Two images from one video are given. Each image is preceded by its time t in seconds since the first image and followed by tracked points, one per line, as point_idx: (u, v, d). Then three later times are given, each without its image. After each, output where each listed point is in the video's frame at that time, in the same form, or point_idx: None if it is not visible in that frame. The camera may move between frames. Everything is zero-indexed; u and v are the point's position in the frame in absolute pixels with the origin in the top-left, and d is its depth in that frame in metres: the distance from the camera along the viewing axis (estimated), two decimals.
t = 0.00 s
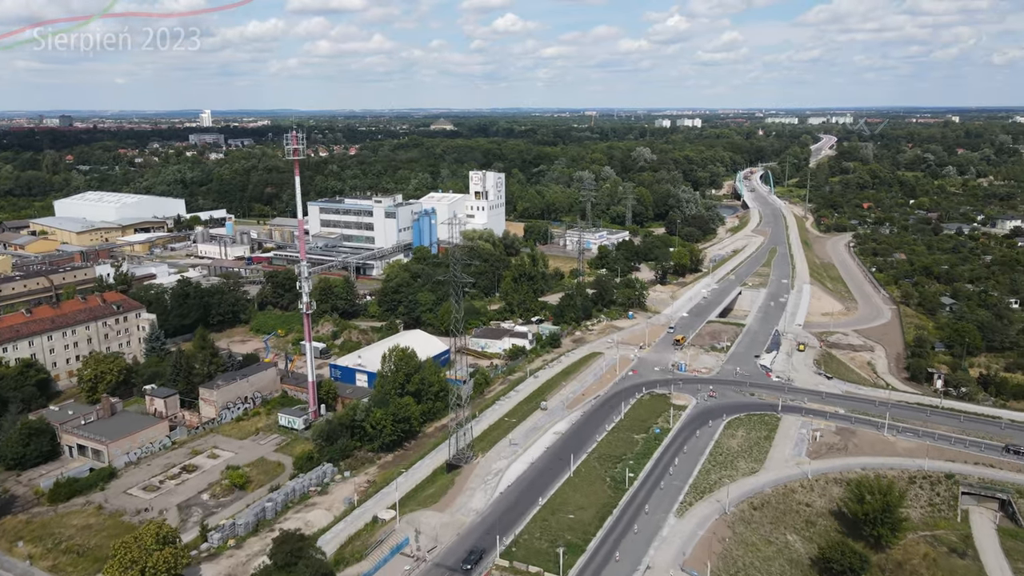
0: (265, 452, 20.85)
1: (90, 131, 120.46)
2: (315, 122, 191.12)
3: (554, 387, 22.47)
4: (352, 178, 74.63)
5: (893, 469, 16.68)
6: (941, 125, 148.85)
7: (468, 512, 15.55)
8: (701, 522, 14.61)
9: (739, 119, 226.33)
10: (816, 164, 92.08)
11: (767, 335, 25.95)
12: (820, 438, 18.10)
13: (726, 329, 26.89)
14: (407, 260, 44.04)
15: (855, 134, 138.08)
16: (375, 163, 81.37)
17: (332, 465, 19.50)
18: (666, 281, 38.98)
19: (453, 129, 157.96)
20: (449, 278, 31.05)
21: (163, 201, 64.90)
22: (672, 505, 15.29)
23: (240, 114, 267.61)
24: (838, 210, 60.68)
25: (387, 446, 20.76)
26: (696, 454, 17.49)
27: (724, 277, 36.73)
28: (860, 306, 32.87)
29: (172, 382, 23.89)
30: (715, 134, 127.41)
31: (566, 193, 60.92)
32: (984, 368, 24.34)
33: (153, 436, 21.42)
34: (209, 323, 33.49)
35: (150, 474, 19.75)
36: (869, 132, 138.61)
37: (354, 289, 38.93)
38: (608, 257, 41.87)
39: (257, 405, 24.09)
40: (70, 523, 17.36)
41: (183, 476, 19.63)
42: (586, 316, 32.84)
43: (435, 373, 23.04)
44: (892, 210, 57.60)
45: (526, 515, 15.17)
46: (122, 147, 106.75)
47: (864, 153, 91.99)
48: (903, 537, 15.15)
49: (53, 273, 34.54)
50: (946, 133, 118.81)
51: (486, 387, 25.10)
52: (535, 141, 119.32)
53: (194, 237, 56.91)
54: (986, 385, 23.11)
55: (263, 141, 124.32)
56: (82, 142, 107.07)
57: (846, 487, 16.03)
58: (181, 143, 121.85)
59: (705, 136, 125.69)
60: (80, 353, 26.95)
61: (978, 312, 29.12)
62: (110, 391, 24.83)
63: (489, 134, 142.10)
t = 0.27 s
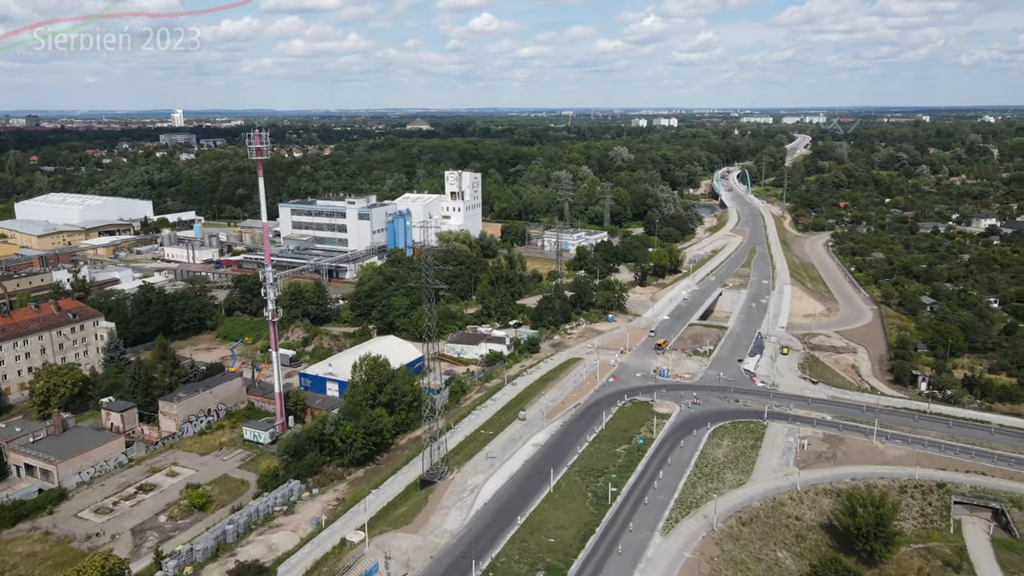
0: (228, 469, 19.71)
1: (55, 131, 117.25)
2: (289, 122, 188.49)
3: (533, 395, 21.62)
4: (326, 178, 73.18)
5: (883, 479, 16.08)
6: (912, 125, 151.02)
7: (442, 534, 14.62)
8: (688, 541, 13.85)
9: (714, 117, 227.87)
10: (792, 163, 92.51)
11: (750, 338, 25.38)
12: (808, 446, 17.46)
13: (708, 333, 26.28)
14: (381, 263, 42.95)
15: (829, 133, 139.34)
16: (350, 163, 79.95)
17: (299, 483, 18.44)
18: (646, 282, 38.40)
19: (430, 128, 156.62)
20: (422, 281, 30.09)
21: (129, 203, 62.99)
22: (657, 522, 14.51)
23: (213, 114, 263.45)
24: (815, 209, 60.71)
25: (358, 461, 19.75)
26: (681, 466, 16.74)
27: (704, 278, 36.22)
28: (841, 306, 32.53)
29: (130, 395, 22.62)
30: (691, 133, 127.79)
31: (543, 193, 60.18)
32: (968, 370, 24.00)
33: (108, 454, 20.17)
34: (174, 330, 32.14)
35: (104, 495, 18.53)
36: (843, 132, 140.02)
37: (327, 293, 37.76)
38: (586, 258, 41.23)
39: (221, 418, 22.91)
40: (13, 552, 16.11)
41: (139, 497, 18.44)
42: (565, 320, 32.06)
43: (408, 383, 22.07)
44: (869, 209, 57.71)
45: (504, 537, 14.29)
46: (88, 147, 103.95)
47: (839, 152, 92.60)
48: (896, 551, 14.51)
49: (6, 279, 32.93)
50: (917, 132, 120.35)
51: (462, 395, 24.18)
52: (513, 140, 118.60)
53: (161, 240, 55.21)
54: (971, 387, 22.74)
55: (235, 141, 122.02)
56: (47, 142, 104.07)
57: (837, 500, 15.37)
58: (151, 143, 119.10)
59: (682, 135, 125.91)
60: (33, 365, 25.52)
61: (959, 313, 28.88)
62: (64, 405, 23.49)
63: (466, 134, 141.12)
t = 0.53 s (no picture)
0: (190, 488, 18.65)
1: (20, 131, 113.94)
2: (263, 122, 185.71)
3: (511, 405, 20.83)
4: (300, 179, 71.74)
5: (874, 489, 15.51)
6: (885, 124, 152.77)
7: (415, 557, 13.74)
8: (675, 561, 13.12)
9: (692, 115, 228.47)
10: (770, 163, 92.87)
11: (733, 342, 24.84)
12: (795, 456, 16.86)
13: (690, 336, 25.71)
14: (356, 266, 41.89)
15: (804, 133, 140.42)
16: (325, 164, 78.59)
17: (265, 502, 17.44)
18: (626, 284, 37.80)
19: (407, 128, 155.17)
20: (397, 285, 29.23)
21: (96, 205, 61.08)
22: (643, 541, 13.77)
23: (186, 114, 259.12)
24: (793, 209, 60.70)
25: (328, 476, 18.80)
26: (666, 479, 16.03)
27: (685, 280, 35.71)
28: (823, 307, 32.21)
29: (87, 410, 21.43)
30: (669, 133, 127.97)
31: (521, 193, 59.43)
32: (953, 372, 23.68)
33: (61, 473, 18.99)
34: (137, 338, 30.84)
35: (54, 518, 17.36)
36: (818, 131, 141.27)
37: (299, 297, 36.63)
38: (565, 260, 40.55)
39: (184, 432, 21.81)
40: None
41: (93, 519, 17.30)
42: (544, 324, 31.33)
43: (382, 393, 21.16)
44: (847, 209, 57.80)
45: (482, 560, 13.46)
46: (54, 147, 101.12)
47: (815, 152, 93.13)
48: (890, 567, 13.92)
49: None
50: (890, 132, 121.67)
51: (438, 404, 23.32)
52: (491, 140, 117.78)
53: (128, 243, 53.50)
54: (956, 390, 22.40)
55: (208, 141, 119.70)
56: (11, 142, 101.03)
57: (828, 513, 14.75)
58: (121, 143, 116.33)
59: (660, 134, 125.96)
60: None
61: (941, 313, 28.66)
62: (15, 420, 22.20)
63: (444, 134, 139.98)
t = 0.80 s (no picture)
0: (154, 509, 17.60)
1: None
2: (239, 122, 182.90)
3: (494, 415, 20.04)
4: (276, 180, 70.28)
5: (872, 502, 14.94)
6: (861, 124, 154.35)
7: None
8: None
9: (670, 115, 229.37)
10: (749, 163, 93.06)
11: (720, 346, 24.30)
12: (789, 467, 16.26)
13: (677, 341, 25.13)
14: (333, 270, 40.81)
15: (782, 132, 141.46)
16: (301, 165, 77.17)
17: (234, 523, 16.47)
18: (609, 287, 37.17)
19: (386, 129, 153.68)
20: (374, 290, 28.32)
21: (63, 207, 59.21)
22: (635, 563, 13.05)
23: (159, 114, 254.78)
24: (774, 209, 60.60)
25: (302, 494, 17.87)
26: (657, 494, 15.34)
27: (669, 282, 35.19)
28: (808, 309, 31.85)
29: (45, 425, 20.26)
30: (649, 133, 127.98)
31: (502, 194, 58.63)
32: (942, 375, 23.32)
33: (15, 494, 17.83)
34: (102, 347, 29.55)
35: (6, 544, 16.23)
36: (795, 131, 142.42)
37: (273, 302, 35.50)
38: (547, 262, 39.88)
39: (150, 448, 20.72)
40: None
41: (48, 544, 16.19)
42: (527, 328, 30.58)
43: (359, 404, 20.27)
44: (827, 209, 57.83)
45: None
46: (20, 148, 98.32)
47: (794, 151, 93.52)
48: None
49: None
50: (867, 132, 122.78)
51: (418, 415, 22.47)
52: (470, 141, 116.85)
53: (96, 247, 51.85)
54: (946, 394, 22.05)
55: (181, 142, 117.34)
56: None
57: (826, 528, 14.14)
58: (91, 143, 113.55)
59: (639, 134, 125.89)
60: None
61: (928, 315, 28.38)
62: None
63: (423, 134, 138.74)
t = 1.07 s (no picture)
0: (118, 535, 16.49)
1: None
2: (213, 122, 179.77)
3: (480, 428, 19.19)
4: (251, 182, 68.69)
5: (875, 517, 14.30)
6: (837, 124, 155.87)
7: None
8: None
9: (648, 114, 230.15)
10: (729, 163, 93.18)
11: (710, 352, 23.70)
12: (789, 481, 15.60)
13: (666, 347, 24.49)
14: (310, 275, 39.65)
15: (759, 132, 142.38)
16: (277, 166, 75.60)
17: (204, 550, 15.43)
18: (594, 290, 36.49)
19: (364, 129, 151.99)
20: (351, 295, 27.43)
21: (28, 211, 57.21)
22: None
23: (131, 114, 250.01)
24: (755, 209, 60.47)
25: (278, 517, 16.87)
26: (653, 513, 14.60)
27: (655, 285, 34.61)
28: (795, 312, 31.44)
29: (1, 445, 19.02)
30: (628, 133, 127.86)
31: (482, 195, 57.76)
32: (934, 381, 22.97)
33: None
34: (67, 358, 28.19)
35: None
36: (772, 131, 143.41)
37: (248, 309, 34.27)
38: (530, 264, 39.13)
39: (115, 468, 19.57)
40: None
41: None
42: (511, 334, 29.77)
43: (338, 419, 19.30)
44: (808, 209, 57.79)
45: None
46: None
47: (773, 152, 93.85)
48: None
49: None
50: (843, 132, 123.82)
51: (400, 428, 21.53)
52: (449, 141, 115.82)
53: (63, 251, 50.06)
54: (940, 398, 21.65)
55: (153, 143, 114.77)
56: None
57: (830, 546, 13.47)
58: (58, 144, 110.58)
59: (619, 134, 125.75)
60: None
61: (916, 317, 28.14)
62: None
63: (402, 135, 137.45)
